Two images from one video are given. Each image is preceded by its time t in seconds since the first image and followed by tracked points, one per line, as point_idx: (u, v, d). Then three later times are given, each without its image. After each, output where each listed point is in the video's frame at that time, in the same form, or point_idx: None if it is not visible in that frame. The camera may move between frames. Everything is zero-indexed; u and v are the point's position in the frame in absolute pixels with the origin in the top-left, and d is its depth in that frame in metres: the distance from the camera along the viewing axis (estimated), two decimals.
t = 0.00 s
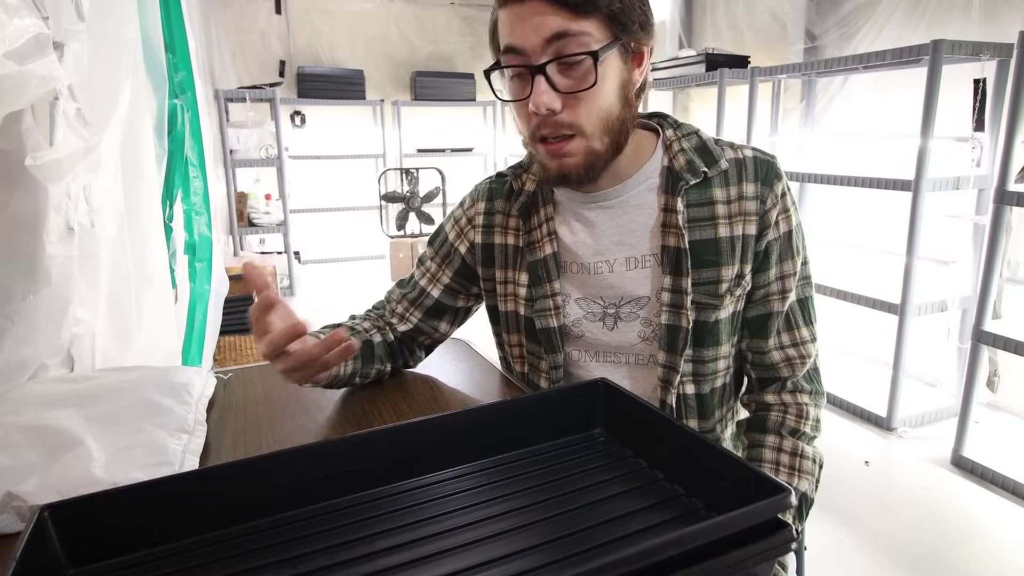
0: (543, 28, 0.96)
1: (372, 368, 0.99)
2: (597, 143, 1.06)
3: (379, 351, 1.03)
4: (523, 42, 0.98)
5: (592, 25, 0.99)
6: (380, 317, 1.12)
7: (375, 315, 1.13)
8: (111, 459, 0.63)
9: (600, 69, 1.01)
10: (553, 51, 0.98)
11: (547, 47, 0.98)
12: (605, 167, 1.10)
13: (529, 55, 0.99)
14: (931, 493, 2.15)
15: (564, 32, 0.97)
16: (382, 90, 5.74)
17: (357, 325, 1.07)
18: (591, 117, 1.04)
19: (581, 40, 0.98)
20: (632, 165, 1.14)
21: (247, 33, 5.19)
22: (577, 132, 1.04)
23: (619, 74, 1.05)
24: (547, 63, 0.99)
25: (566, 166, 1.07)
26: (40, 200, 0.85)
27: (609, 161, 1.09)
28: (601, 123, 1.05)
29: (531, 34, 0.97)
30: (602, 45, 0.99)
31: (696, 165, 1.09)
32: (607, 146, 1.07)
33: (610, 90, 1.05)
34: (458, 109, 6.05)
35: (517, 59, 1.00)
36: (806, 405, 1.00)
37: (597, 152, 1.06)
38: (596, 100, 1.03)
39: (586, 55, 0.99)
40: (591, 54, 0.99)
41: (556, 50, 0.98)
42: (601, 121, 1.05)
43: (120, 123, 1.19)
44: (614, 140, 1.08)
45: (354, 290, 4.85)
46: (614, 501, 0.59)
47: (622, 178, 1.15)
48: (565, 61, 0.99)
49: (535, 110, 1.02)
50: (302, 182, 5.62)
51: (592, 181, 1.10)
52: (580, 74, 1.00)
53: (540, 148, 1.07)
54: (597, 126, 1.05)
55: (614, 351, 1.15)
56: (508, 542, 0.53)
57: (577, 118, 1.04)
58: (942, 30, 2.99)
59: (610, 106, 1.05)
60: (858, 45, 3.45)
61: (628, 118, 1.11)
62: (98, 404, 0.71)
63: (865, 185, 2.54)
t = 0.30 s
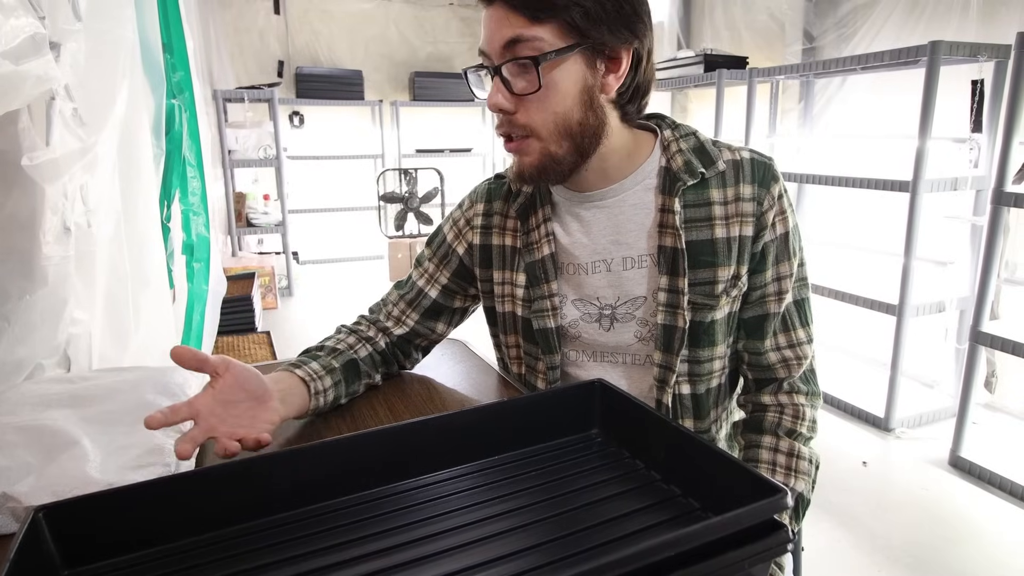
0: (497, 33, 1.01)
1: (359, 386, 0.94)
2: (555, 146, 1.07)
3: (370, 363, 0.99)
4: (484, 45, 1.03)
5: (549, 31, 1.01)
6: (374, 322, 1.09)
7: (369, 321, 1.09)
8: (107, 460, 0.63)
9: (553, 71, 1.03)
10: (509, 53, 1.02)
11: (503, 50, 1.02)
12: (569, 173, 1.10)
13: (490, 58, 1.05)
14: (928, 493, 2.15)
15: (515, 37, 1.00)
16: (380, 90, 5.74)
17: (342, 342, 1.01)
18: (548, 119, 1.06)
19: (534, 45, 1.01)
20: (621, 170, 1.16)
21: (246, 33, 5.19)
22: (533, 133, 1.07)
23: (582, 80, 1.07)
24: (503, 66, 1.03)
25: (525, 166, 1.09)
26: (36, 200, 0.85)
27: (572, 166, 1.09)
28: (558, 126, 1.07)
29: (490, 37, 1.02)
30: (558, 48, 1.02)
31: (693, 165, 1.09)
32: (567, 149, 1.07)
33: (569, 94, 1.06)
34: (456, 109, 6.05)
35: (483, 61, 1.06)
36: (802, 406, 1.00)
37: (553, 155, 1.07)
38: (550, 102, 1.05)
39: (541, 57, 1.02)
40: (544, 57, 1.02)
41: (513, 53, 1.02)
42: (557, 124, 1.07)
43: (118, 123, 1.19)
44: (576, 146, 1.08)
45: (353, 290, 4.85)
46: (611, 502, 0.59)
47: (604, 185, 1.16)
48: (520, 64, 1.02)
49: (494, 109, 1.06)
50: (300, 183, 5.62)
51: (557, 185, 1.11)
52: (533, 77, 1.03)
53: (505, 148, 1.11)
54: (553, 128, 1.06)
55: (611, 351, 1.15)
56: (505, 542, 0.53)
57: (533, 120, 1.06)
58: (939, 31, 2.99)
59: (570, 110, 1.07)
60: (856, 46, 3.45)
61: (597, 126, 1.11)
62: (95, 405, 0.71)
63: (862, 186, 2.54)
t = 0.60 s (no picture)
0: (515, 17, 1.01)
1: (317, 369, 1.01)
2: (569, 132, 1.07)
3: (341, 353, 1.01)
4: (502, 30, 1.03)
5: (567, 15, 1.02)
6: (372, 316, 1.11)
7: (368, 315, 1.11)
8: (103, 462, 0.63)
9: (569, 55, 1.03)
10: (526, 36, 1.02)
11: (520, 33, 1.02)
12: (583, 160, 1.10)
13: (507, 41, 1.05)
14: (927, 495, 2.15)
15: (533, 20, 1.00)
16: (380, 91, 5.74)
17: (326, 321, 1.05)
18: (564, 103, 1.06)
19: (552, 28, 1.01)
20: (631, 165, 1.15)
21: (245, 34, 5.20)
22: (549, 117, 1.07)
23: (599, 66, 1.07)
24: (520, 49, 1.03)
25: (539, 151, 1.09)
26: (35, 201, 0.85)
27: (586, 153, 1.09)
28: (574, 111, 1.07)
29: (507, 21, 1.02)
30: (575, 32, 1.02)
31: (700, 162, 1.08)
32: (581, 136, 1.08)
33: (586, 79, 1.06)
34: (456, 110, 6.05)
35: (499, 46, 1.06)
36: (804, 407, 1.01)
37: (568, 140, 1.07)
38: (567, 86, 1.05)
39: (558, 41, 1.02)
40: (562, 41, 1.02)
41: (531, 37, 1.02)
42: (573, 109, 1.06)
43: (116, 124, 1.19)
44: (591, 133, 1.08)
45: (352, 291, 4.85)
46: (609, 504, 0.59)
47: (620, 177, 1.15)
48: (538, 47, 1.02)
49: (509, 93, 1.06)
50: (300, 184, 5.62)
51: (570, 172, 1.11)
52: (550, 61, 1.03)
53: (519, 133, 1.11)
54: (569, 113, 1.06)
55: (611, 350, 1.15)
56: (505, 544, 0.53)
57: (548, 104, 1.06)
58: (938, 33, 3.00)
59: (586, 96, 1.07)
60: (855, 48, 3.46)
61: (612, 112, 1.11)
62: (92, 406, 0.70)
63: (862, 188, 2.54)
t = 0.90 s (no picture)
0: None
1: (320, 360, 1.04)
2: (594, 112, 1.07)
3: (342, 343, 1.05)
4: (534, 8, 1.04)
5: None
6: (376, 299, 1.12)
7: (373, 299, 1.13)
8: (100, 463, 0.63)
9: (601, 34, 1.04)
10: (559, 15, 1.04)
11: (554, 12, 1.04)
12: (602, 141, 1.10)
13: (538, 19, 1.05)
14: (925, 492, 2.15)
15: None
16: (378, 90, 5.73)
17: (322, 313, 1.06)
18: (590, 83, 1.06)
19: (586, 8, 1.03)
20: (643, 152, 1.15)
21: (243, 34, 5.19)
22: (575, 96, 1.07)
23: (626, 52, 1.08)
24: (551, 26, 1.04)
25: (561, 130, 1.08)
26: (31, 201, 0.85)
27: (606, 134, 1.09)
28: (600, 91, 1.07)
29: None
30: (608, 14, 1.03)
31: (704, 152, 1.09)
32: (604, 117, 1.08)
33: (614, 62, 1.07)
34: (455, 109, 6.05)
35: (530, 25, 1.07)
36: (828, 371, 1.00)
37: (591, 119, 1.07)
38: (595, 65, 1.05)
39: (590, 21, 1.03)
40: (594, 22, 1.03)
41: (564, 16, 1.04)
42: (599, 90, 1.06)
43: (113, 123, 1.19)
44: (613, 115, 1.08)
45: (351, 291, 4.85)
46: (606, 502, 0.59)
47: (629, 165, 1.15)
48: (570, 27, 1.03)
49: (535, 70, 1.06)
50: (298, 183, 5.62)
51: (587, 154, 1.10)
52: (581, 39, 1.04)
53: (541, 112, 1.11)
54: (594, 93, 1.06)
55: (610, 338, 1.15)
56: (504, 542, 0.53)
57: (575, 82, 1.06)
58: (936, 31, 3.00)
59: (612, 78, 1.07)
60: (854, 46, 3.46)
61: (635, 99, 1.11)
62: (89, 406, 0.70)
63: (860, 185, 2.54)
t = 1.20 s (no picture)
0: None
1: (367, 336, 1.13)
2: (620, 105, 1.09)
3: (386, 322, 1.14)
4: None
5: None
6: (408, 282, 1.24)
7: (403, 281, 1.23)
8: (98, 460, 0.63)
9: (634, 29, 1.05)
10: (593, 7, 1.06)
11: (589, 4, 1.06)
12: (627, 134, 1.12)
13: (573, 10, 1.07)
14: (923, 490, 2.16)
15: None
16: (377, 89, 5.73)
17: (368, 293, 1.15)
18: (619, 75, 1.08)
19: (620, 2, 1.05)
20: (660, 142, 1.17)
21: (241, 33, 5.18)
22: (604, 87, 1.09)
23: (656, 47, 1.10)
24: (586, 18, 1.06)
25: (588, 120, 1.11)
26: (28, 200, 0.85)
27: (631, 127, 1.11)
28: (627, 85, 1.09)
29: None
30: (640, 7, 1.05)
31: (721, 145, 1.10)
32: (630, 110, 1.10)
33: (643, 56, 1.09)
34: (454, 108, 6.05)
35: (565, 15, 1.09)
36: (813, 354, 0.97)
37: (617, 111, 1.09)
38: (625, 59, 1.07)
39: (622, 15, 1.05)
40: (627, 16, 1.05)
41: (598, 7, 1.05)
42: (627, 83, 1.09)
43: (111, 123, 1.19)
44: (639, 108, 1.10)
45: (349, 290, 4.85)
46: (603, 500, 0.59)
47: (648, 150, 1.17)
48: (602, 19, 1.05)
49: (567, 59, 1.09)
50: (297, 182, 5.61)
51: (612, 145, 1.13)
52: (613, 32, 1.06)
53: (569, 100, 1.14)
54: (622, 86, 1.09)
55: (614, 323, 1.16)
56: (498, 541, 0.53)
57: (605, 74, 1.09)
58: (935, 29, 2.99)
59: (640, 71, 1.09)
60: (852, 44, 3.45)
61: (662, 92, 1.13)
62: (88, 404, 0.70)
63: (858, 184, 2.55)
